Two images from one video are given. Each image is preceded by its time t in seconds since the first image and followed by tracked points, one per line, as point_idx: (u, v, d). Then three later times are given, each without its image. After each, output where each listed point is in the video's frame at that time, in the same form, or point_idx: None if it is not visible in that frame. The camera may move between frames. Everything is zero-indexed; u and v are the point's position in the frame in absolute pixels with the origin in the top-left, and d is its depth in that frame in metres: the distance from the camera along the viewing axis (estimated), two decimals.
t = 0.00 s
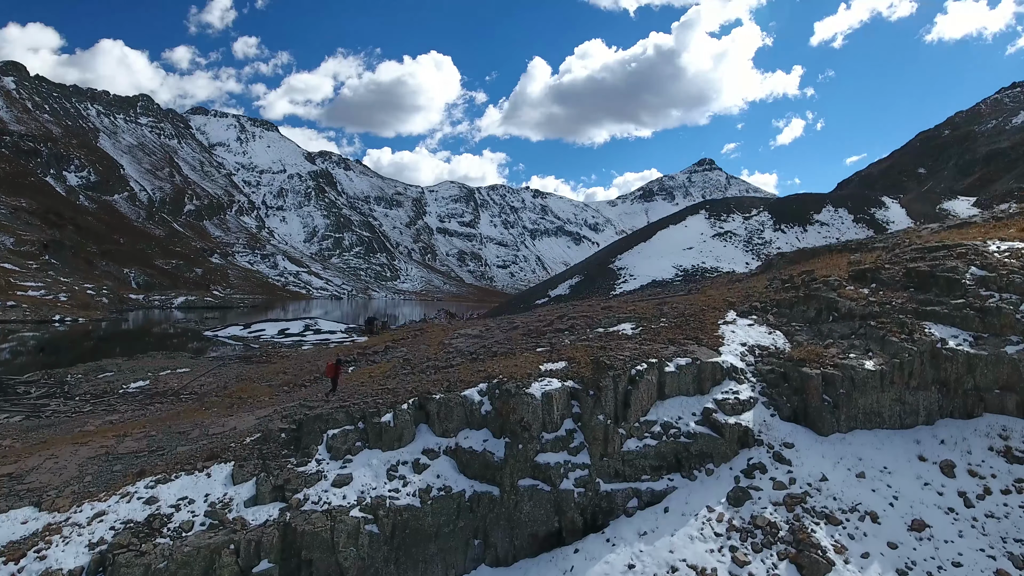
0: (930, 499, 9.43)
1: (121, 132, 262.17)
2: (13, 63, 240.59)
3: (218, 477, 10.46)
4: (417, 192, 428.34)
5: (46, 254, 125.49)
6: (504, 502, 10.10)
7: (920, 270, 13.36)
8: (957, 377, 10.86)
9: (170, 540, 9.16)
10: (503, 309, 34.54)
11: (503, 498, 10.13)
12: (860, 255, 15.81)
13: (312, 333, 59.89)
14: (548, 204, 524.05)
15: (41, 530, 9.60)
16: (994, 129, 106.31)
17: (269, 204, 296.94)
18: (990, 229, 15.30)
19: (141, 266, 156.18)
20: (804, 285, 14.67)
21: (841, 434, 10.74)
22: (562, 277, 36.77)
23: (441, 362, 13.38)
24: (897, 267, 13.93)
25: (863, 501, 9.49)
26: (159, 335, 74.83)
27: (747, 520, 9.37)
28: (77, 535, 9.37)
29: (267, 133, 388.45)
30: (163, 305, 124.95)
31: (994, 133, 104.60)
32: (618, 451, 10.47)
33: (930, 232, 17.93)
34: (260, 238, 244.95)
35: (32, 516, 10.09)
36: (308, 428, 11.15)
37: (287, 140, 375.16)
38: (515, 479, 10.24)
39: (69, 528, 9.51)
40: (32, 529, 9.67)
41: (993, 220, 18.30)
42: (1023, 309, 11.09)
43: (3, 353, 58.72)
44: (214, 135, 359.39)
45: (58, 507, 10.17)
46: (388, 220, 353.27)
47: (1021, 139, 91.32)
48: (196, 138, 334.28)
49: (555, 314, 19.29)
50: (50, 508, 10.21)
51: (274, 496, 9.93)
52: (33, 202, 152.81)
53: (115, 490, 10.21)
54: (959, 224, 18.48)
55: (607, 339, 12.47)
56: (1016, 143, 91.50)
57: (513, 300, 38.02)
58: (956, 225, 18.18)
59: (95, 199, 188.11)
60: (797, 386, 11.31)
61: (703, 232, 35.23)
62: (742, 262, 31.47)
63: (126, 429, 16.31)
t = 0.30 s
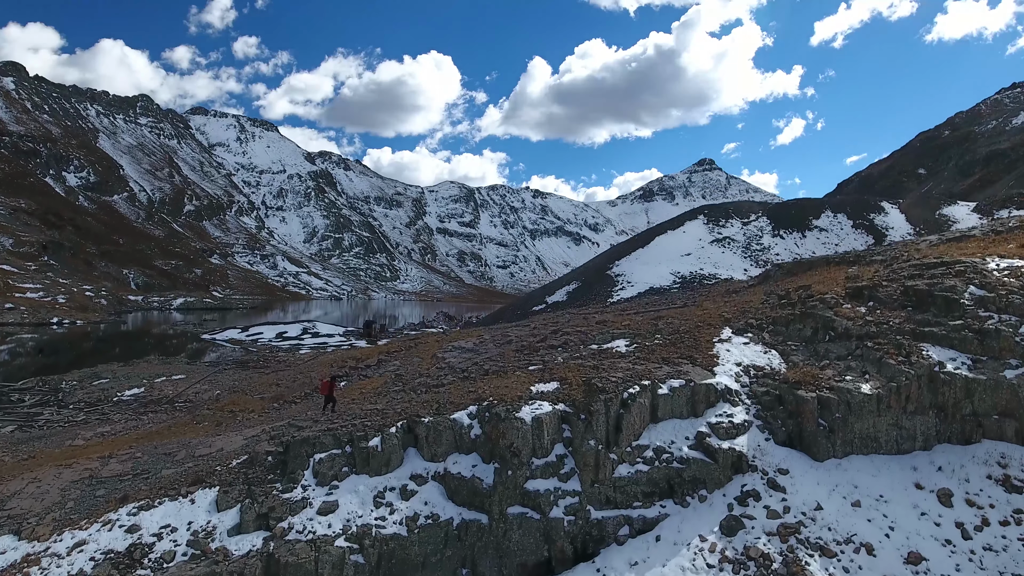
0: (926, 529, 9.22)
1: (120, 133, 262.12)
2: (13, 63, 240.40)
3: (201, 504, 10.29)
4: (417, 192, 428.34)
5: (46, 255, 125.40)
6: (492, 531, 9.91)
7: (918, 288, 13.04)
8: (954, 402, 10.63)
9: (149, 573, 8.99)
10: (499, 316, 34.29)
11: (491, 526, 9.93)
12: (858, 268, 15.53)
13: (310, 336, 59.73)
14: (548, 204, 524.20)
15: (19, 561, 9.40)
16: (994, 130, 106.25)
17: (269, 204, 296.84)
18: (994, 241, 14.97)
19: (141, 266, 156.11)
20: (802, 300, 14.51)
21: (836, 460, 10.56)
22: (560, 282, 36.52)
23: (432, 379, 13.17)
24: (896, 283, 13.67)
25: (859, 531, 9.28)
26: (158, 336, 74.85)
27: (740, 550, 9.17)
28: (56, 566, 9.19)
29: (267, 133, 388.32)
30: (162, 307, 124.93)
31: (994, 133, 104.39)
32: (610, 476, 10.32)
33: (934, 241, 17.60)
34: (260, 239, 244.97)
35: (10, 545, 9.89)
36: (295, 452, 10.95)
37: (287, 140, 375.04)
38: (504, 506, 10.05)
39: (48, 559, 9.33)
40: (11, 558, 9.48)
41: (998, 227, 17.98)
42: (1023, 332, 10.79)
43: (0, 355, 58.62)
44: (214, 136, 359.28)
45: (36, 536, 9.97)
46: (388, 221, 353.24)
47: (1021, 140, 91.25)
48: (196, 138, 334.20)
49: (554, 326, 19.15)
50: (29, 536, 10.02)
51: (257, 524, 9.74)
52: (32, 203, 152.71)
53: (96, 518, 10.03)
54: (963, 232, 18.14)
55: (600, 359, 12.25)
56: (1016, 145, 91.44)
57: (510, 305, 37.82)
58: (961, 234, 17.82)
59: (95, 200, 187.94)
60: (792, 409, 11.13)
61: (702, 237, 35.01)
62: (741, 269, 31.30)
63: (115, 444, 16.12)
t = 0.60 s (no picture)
0: (924, 564, 9.00)
1: (120, 133, 262.04)
2: (12, 63, 239.97)
3: (185, 532, 10.08)
4: (417, 192, 428.34)
5: (45, 257, 125.22)
6: (480, 561, 9.67)
7: (916, 307, 12.73)
8: (951, 429, 10.44)
9: None
10: (495, 322, 34.06)
11: (479, 556, 9.69)
12: (856, 282, 15.29)
13: (308, 340, 59.61)
14: (548, 204, 524.31)
15: None
16: (995, 130, 106.17)
17: (269, 205, 296.66)
18: (992, 255, 14.61)
19: (140, 267, 155.97)
20: (798, 316, 14.34)
21: (830, 487, 10.38)
22: (557, 288, 36.19)
23: (422, 399, 12.98)
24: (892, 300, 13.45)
25: (854, 564, 9.10)
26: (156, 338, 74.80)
27: None
28: None
29: (267, 133, 388.25)
30: (161, 309, 124.84)
31: (994, 134, 104.29)
32: (601, 504, 10.12)
33: (930, 252, 17.29)
34: (259, 239, 244.94)
35: None
36: (280, 477, 10.74)
37: (287, 140, 374.75)
38: (492, 536, 9.80)
39: None
40: None
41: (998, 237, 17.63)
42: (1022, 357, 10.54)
43: None
44: (213, 136, 359.16)
45: (13, 566, 9.75)
46: (388, 221, 353.24)
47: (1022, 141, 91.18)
48: (195, 138, 333.96)
49: (546, 338, 18.93)
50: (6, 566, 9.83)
51: (241, 555, 9.54)
52: (32, 204, 152.55)
53: (77, 548, 9.86)
54: (962, 243, 17.80)
55: (593, 379, 12.01)
56: (1016, 146, 91.43)
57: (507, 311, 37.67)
58: (959, 245, 17.49)
59: (95, 201, 187.75)
60: (787, 434, 10.94)
61: (700, 243, 34.84)
62: (739, 276, 31.17)
63: (104, 460, 15.94)
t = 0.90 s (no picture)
0: None
1: (119, 133, 261.98)
2: (12, 63, 239.81)
3: (168, 561, 9.46)
4: (417, 192, 428.30)
5: (44, 258, 125.02)
6: None
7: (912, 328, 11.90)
8: (949, 457, 9.85)
9: None
10: (491, 329, 33.69)
11: None
12: (853, 297, 14.93)
13: (305, 344, 59.48)
14: (548, 204, 524.52)
15: None
16: (995, 131, 106.19)
17: (268, 205, 296.46)
18: (993, 271, 14.04)
19: (140, 268, 155.80)
20: (795, 331, 13.78)
21: (826, 516, 9.81)
22: (554, 294, 35.95)
23: (412, 421, 12.46)
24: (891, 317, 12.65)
25: None
26: (155, 339, 74.66)
27: None
28: None
29: (267, 133, 388.21)
30: (159, 310, 124.75)
31: (994, 135, 104.15)
32: (592, 534, 9.51)
33: (929, 265, 16.74)
34: (259, 240, 244.84)
35: None
36: (267, 503, 10.11)
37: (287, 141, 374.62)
38: (481, 566, 9.21)
39: None
40: None
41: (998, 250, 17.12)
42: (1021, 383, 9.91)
43: None
44: (213, 136, 359.15)
45: None
46: (388, 222, 353.18)
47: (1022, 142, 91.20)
48: (195, 139, 333.89)
49: (540, 352, 18.47)
50: None
51: None
52: (31, 205, 152.42)
53: None
54: (960, 258, 17.26)
55: (586, 401, 11.68)
56: (1017, 146, 91.43)
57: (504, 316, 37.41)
58: (959, 258, 16.91)
59: (94, 202, 187.58)
60: (782, 460, 10.33)
61: (698, 249, 34.67)
62: (738, 283, 30.97)
63: (93, 476, 15.65)
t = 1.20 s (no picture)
0: None
1: (119, 134, 261.83)
2: (12, 64, 239.98)
3: None
4: (417, 192, 428.32)
5: (43, 259, 124.83)
6: None
7: (907, 350, 10.94)
8: (947, 486, 8.84)
9: None
10: (486, 338, 33.56)
11: None
12: (853, 315, 14.44)
13: (303, 348, 59.34)
14: (548, 204, 524.73)
15: None
16: (995, 132, 106.06)
17: (268, 206, 296.19)
18: (992, 289, 13.68)
19: (139, 269, 155.54)
20: (794, 349, 12.73)
21: (823, 546, 8.82)
22: (552, 300, 35.68)
23: (402, 449, 11.74)
24: (893, 341, 11.52)
25: None
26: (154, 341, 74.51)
27: None
28: None
29: (267, 134, 388.15)
30: (159, 312, 124.63)
31: (994, 136, 103.91)
32: (583, 565, 8.67)
33: (928, 278, 16.26)
34: (258, 240, 244.65)
35: None
36: (253, 532, 9.55)
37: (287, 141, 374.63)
38: None
39: None
40: None
41: (998, 263, 16.71)
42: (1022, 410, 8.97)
43: None
44: (213, 137, 359.11)
45: None
46: (387, 222, 352.94)
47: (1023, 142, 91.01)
48: (195, 139, 333.82)
49: (534, 365, 18.24)
50: None
51: None
52: (30, 206, 152.20)
53: None
54: (962, 270, 16.83)
55: (579, 423, 11.40)
56: (1018, 147, 91.24)
57: (501, 323, 37.34)
58: (958, 272, 16.34)
59: (93, 202, 187.34)
60: (777, 487, 9.35)
61: (696, 256, 34.46)
62: (736, 290, 30.78)
63: (82, 493, 15.33)
